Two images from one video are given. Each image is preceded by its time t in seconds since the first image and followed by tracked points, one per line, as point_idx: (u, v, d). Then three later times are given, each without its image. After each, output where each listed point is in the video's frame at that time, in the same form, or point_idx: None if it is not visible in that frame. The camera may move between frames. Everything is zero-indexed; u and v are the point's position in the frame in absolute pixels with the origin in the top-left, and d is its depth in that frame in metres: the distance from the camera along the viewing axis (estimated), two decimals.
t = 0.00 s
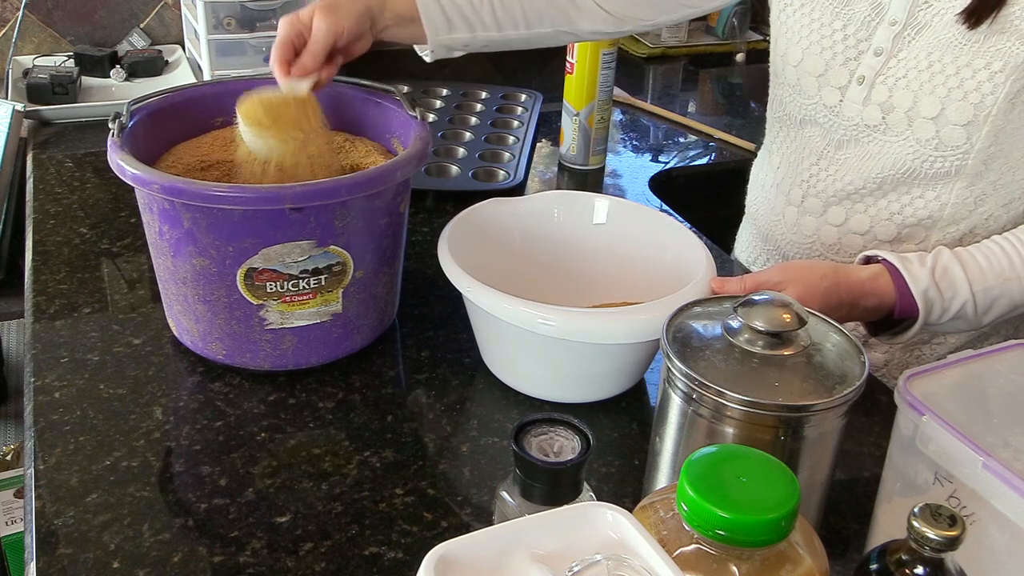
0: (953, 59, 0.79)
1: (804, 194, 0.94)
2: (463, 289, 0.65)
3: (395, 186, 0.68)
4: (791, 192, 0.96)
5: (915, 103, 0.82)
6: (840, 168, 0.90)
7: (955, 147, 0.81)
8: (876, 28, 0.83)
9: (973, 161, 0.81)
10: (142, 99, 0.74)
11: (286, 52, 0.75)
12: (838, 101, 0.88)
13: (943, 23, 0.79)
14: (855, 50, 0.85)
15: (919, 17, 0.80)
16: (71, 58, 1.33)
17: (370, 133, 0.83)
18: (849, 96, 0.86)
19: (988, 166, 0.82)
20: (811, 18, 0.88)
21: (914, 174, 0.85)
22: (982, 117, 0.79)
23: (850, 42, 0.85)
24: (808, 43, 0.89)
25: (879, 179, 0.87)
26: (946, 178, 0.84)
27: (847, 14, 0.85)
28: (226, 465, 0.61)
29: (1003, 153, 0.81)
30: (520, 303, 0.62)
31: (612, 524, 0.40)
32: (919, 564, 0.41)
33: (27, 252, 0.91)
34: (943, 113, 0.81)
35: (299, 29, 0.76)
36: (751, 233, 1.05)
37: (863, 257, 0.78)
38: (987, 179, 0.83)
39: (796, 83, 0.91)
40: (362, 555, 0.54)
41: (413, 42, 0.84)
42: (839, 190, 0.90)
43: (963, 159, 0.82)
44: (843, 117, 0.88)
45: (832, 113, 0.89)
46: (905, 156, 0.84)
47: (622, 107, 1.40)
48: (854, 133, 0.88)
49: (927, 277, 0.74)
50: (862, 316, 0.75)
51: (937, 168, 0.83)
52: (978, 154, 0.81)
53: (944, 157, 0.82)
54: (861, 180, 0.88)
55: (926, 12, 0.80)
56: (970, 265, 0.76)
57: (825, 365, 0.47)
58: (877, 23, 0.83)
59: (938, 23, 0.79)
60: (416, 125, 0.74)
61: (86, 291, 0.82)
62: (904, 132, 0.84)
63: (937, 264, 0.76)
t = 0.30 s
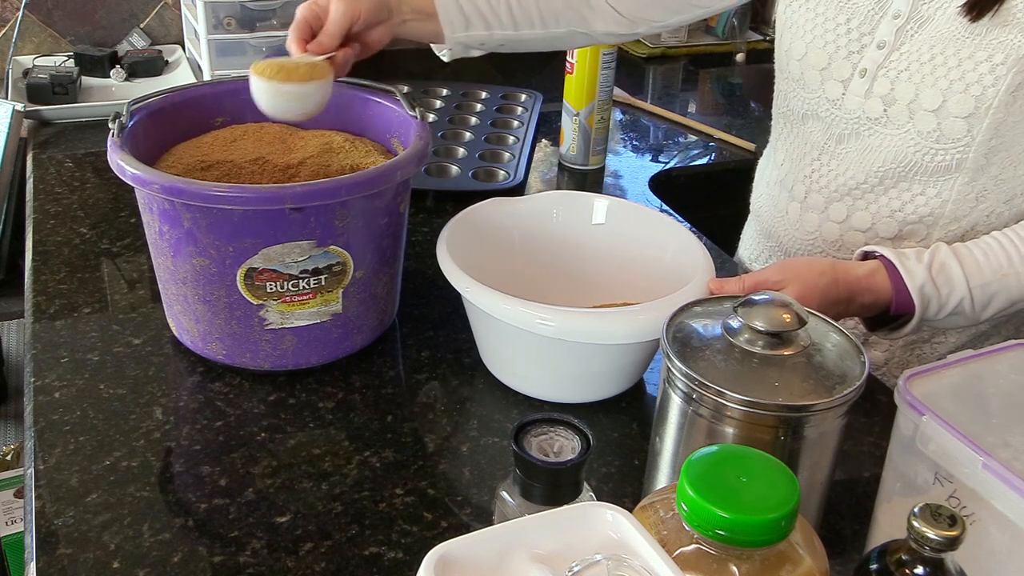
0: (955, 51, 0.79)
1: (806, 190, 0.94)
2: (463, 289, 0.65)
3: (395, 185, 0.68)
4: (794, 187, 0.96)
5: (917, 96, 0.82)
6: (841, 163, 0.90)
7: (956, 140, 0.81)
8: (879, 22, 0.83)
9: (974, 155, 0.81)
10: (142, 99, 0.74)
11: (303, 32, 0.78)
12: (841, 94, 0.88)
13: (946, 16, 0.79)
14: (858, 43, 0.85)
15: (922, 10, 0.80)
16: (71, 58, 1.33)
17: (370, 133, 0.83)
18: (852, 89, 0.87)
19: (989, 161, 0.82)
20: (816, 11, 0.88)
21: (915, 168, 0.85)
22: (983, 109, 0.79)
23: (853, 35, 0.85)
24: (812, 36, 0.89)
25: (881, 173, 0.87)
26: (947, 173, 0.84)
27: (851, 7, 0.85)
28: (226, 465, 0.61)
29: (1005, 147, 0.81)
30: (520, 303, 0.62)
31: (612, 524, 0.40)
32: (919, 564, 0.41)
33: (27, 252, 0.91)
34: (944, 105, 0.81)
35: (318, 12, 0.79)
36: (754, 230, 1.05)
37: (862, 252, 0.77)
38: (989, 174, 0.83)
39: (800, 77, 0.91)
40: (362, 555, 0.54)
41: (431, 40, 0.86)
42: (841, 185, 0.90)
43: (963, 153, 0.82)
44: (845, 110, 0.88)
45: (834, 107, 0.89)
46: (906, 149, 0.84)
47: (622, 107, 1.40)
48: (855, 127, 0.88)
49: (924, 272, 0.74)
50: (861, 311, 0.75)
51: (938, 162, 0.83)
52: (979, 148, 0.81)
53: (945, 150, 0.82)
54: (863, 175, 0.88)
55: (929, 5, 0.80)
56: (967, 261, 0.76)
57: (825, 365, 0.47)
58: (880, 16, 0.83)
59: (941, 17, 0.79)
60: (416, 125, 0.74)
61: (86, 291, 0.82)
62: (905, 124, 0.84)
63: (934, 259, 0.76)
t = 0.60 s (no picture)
0: (959, 51, 0.79)
1: (808, 190, 0.94)
2: (463, 289, 0.65)
3: (396, 185, 0.68)
4: (795, 187, 0.96)
5: (920, 96, 0.82)
6: (843, 163, 0.90)
7: (958, 140, 0.81)
8: (882, 21, 0.84)
9: (976, 155, 0.81)
10: (142, 99, 0.74)
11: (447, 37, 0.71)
12: (843, 93, 0.88)
13: (949, 15, 0.79)
14: (860, 42, 0.85)
15: (925, 9, 0.80)
16: (71, 58, 1.33)
17: (370, 132, 0.83)
18: (854, 88, 0.87)
19: (991, 161, 0.82)
20: (818, 11, 0.88)
21: (918, 167, 0.85)
22: (986, 110, 0.79)
23: (855, 35, 0.85)
24: (813, 35, 0.89)
25: (883, 173, 0.87)
26: (949, 173, 0.84)
27: (853, 7, 0.85)
28: (226, 465, 0.61)
29: (1007, 147, 0.81)
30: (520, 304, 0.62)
31: (612, 524, 0.40)
32: (919, 564, 0.41)
33: (27, 251, 0.91)
34: (947, 105, 0.81)
35: (463, 22, 0.72)
36: (754, 230, 1.05)
37: (862, 253, 0.78)
38: (990, 175, 0.83)
39: (802, 76, 0.91)
40: (362, 555, 0.54)
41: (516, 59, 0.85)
42: (843, 185, 0.90)
43: (966, 153, 0.82)
44: (847, 109, 0.88)
45: (836, 105, 0.89)
46: (908, 149, 0.84)
47: (622, 107, 1.40)
48: (856, 126, 0.88)
49: (924, 274, 0.74)
50: (860, 312, 0.75)
51: (940, 162, 0.83)
52: (981, 148, 0.81)
53: (947, 149, 0.82)
54: (866, 174, 0.88)
55: (932, 5, 0.80)
56: (967, 261, 0.76)
57: (825, 365, 0.47)
58: (883, 15, 0.83)
59: (944, 16, 0.79)
60: (416, 125, 0.74)
61: (86, 291, 0.82)
62: (907, 124, 0.84)
63: (934, 260, 0.76)
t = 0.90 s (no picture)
0: (956, 50, 0.79)
1: (808, 189, 0.94)
2: (464, 290, 0.65)
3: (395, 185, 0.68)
4: (795, 187, 0.96)
5: (918, 95, 0.82)
6: (842, 162, 0.90)
7: (957, 138, 0.81)
8: (879, 21, 0.84)
9: (974, 154, 0.81)
10: (142, 99, 0.74)
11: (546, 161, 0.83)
12: (841, 92, 0.88)
13: (946, 15, 0.79)
14: (858, 42, 0.86)
15: (922, 9, 0.81)
16: (71, 58, 1.33)
17: (369, 132, 0.83)
18: (851, 88, 0.87)
19: (989, 160, 0.82)
20: (817, 12, 0.89)
21: (916, 166, 0.85)
22: (984, 109, 0.79)
23: (853, 34, 0.86)
24: (813, 36, 0.90)
25: (882, 172, 0.87)
26: (947, 172, 0.84)
27: (851, 7, 0.86)
28: (226, 465, 0.61)
29: (1005, 146, 0.81)
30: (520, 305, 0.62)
31: (612, 524, 0.40)
32: (919, 564, 0.41)
33: (27, 251, 0.91)
34: (945, 104, 0.81)
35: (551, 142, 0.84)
36: (754, 230, 1.05)
37: (862, 260, 0.77)
38: (989, 174, 0.83)
39: (800, 77, 0.92)
40: (362, 555, 0.54)
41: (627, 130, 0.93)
42: (842, 184, 0.90)
43: (964, 152, 0.82)
44: (845, 109, 0.88)
45: (835, 106, 0.89)
46: (906, 148, 0.84)
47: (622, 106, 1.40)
48: (855, 125, 0.88)
49: (922, 283, 0.74)
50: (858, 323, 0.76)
51: (938, 161, 0.83)
52: (980, 147, 0.81)
53: (945, 149, 0.82)
54: (864, 173, 0.88)
55: (928, 4, 0.80)
56: (965, 268, 0.76)
57: (825, 365, 0.47)
58: (880, 15, 0.84)
59: (942, 15, 0.79)
60: (416, 125, 0.74)
61: (86, 291, 0.82)
62: (905, 123, 0.84)
63: (933, 267, 0.76)
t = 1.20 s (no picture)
0: (955, 52, 0.79)
1: (806, 191, 0.94)
2: (464, 290, 0.65)
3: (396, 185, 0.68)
4: (793, 189, 0.95)
5: (918, 97, 0.82)
6: (841, 163, 0.90)
7: (957, 140, 0.82)
8: (877, 23, 0.84)
9: (975, 155, 0.82)
10: (142, 99, 0.74)
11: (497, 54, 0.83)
12: (840, 95, 0.88)
13: (944, 17, 0.79)
14: (856, 44, 0.86)
15: (920, 10, 0.81)
16: (71, 58, 1.33)
17: (368, 132, 0.83)
18: (851, 90, 0.87)
19: (989, 161, 0.82)
20: (813, 14, 0.89)
21: (916, 168, 0.85)
22: (984, 110, 0.79)
23: (851, 36, 0.86)
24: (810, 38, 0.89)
25: (882, 174, 0.87)
26: (948, 174, 0.84)
27: (849, 9, 0.85)
28: (226, 465, 0.61)
29: (1005, 147, 0.81)
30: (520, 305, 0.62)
31: (612, 524, 0.40)
32: (919, 564, 0.41)
33: (27, 251, 0.91)
34: (945, 106, 0.81)
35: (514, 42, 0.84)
36: (753, 231, 1.05)
37: (863, 260, 0.78)
38: (989, 174, 0.83)
39: (798, 79, 0.92)
40: (362, 555, 0.54)
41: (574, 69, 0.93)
42: (842, 186, 0.90)
43: (964, 153, 0.82)
44: (845, 111, 0.88)
45: (834, 107, 0.89)
46: (907, 150, 0.85)
47: (622, 107, 1.40)
48: (855, 128, 0.88)
49: (925, 284, 0.74)
50: (860, 324, 0.76)
51: (938, 163, 0.84)
52: (980, 148, 0.81)
53: (946, 150, 0.82)
54: (864, 175, 0.88)
55: (926, 6, 0.80)
56: (965, 267, 0.76)
57: (825, 365, 0.47)
58: (878, 17, 0.84)
59: (940, 17, 0.80)
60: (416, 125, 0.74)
61: (86, 291, 0.82)
62: (905, 126, 0.84)
63: (934, 267, 0.76)
